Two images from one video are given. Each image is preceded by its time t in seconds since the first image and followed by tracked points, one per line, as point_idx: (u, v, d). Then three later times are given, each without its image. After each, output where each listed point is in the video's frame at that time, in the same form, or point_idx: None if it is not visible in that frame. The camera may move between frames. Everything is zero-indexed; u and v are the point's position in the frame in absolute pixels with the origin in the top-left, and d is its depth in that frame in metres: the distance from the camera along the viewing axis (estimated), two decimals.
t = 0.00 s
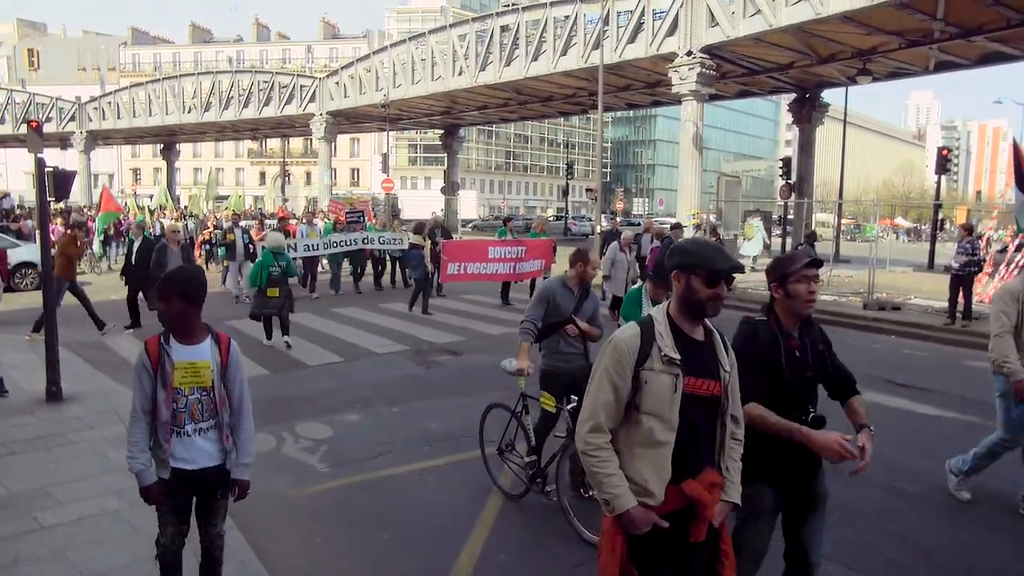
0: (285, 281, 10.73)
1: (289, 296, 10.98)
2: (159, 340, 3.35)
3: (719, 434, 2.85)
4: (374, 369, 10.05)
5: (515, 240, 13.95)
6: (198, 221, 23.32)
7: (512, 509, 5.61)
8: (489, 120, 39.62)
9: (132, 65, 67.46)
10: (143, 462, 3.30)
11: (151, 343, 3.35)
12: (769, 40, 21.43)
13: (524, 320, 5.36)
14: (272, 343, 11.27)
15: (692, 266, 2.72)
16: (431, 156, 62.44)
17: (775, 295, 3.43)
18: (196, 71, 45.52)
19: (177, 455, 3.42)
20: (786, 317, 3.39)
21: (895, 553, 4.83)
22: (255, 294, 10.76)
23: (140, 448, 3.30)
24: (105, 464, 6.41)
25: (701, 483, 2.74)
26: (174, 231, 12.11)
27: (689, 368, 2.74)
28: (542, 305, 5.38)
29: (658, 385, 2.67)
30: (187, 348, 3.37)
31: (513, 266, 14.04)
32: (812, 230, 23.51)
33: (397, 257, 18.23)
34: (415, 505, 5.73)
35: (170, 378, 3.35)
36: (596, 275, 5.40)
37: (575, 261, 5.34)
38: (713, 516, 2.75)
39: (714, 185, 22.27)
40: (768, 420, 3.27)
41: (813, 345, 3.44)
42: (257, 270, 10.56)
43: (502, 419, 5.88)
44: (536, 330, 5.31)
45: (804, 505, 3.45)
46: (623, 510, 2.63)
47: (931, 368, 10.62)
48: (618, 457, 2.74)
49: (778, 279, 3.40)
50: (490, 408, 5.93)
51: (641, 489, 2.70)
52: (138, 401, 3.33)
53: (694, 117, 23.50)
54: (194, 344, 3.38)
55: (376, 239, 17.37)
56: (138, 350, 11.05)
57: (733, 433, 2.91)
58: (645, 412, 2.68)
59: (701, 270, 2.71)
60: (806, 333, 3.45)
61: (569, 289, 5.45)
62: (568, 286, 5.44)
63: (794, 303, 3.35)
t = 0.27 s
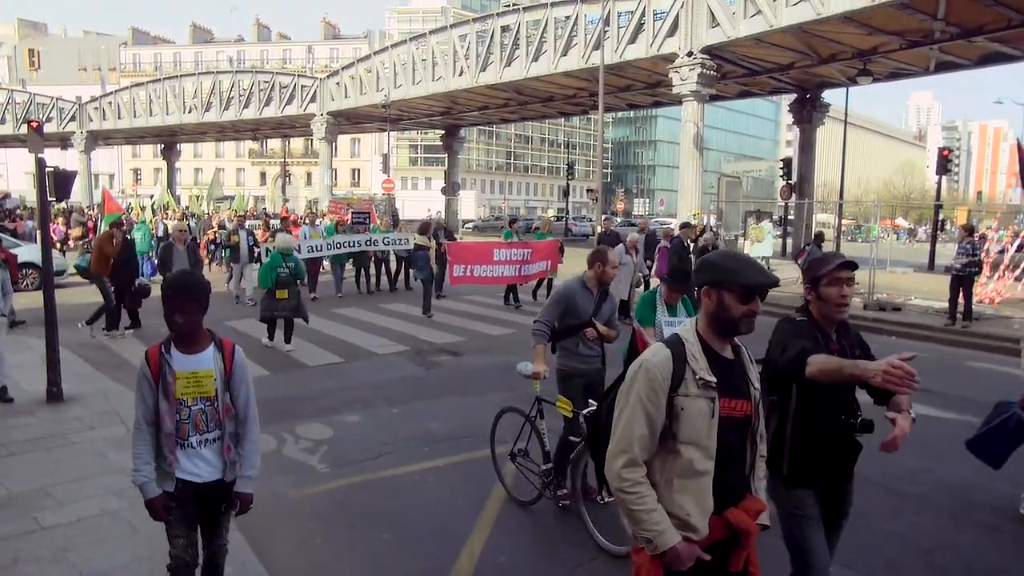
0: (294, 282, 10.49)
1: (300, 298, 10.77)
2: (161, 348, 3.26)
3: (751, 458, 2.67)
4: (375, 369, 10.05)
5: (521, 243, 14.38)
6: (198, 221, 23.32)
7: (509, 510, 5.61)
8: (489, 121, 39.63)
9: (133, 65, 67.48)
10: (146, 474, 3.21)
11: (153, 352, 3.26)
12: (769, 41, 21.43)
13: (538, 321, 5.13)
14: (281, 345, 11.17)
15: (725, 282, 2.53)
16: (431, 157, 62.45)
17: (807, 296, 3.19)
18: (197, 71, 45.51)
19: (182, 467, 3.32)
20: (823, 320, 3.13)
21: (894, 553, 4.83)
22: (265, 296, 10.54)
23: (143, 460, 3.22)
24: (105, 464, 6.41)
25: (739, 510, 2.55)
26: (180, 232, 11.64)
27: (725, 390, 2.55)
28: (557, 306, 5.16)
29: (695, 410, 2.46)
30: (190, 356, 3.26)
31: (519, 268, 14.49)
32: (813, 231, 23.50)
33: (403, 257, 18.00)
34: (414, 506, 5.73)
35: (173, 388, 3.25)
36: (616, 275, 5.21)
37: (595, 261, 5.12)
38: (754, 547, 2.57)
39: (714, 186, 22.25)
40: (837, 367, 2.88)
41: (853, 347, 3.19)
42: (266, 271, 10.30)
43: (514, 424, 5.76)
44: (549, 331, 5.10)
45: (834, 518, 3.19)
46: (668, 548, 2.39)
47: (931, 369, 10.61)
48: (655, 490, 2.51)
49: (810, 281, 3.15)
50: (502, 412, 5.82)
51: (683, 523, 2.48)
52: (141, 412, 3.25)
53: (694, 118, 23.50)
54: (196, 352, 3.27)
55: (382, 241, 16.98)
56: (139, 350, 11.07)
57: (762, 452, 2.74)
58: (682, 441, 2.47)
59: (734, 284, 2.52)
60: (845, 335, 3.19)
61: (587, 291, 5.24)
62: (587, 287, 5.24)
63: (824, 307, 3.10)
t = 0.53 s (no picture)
0: (297, 284, 10.42)
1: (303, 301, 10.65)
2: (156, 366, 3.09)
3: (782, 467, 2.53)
4: (375, 371, 10.06)
5: (527, 244, 14.58)
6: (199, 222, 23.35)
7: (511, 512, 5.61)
8: (490, 122, 39.67)
9: (135, 68, 67.60)
10: (146, 507, 3.01)
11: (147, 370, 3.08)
12: (770, 42, 21.44)
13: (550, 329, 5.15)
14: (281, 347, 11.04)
15: (759, 291, 2.39)
16: (432, 158, 62.52)
17: (837, 313, 3.10)
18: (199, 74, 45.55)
19: (184, 491, 3.16)
20: (858, 334, 3.02)
21: (897, 555, 4.83)
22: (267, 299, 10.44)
23: (143, 485, 3.03)
24: (106, 466, 6.41)
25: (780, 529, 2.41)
26: (185, 235, 11.46)
27: (759, 400, 2.40)
28: (571, 314, 5.14)
29: (733, 427, 2.31)
30: (190, 369, 3.14)
31: (525, 270, 14.50)
32: (814, 232, 23.49)
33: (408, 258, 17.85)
34: (415, 508, 5.72)
35: (174, 408, 3.08)
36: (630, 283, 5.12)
37: (607, 268, 5.07)
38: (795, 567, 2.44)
39: (715, 188, 22.24)
40: (871, 393, 2.71)
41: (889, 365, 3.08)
42: (268, 273, 10.30)
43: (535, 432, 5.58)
44: (564, 338, 5.14)
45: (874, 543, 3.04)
46: None
47: (933, 369, 10.61)
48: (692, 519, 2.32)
49: (838, 296, 3.08)
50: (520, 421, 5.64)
51: (726, 551, 2.32)
52: (136, 439, 3.03)
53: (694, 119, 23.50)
54: (194, 364, 3.15)
55: (386, 242, 16.70)
56: (140, 352, 11.09)
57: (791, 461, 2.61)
58: (723, 461, 2.30)
59: (771, 291, 2.38)
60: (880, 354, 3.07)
61: (602, 298, 5.18)
62: (601, 294, 5.18)
63: (856, 321, 3.01)
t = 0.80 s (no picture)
0: (299, 289, 10.38)
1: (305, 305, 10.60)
2: (164, 373, 2.90)
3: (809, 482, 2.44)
4: (377, 373, 10.06)
5: (533, 247, 14.59)
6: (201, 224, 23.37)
7: (513, 515, 5.59)
8: (491, 124, 39.72)
9: (137, 71, 67.78)
10: (166, 526, 2.77)
11: (156, 378, 2.88)
12: (771, 44, 21.45)
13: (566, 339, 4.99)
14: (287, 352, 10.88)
15: (798, 303, 2.27)
16: (434, 160, 62.60)
17: (876, 317, 2.97)
18: (201, 76, 45.65)
19: (196, 507, 3.01)
20: (896, 340, 2.89)
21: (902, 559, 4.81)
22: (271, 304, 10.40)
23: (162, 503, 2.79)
24: (108, 469, 6.41)
25: (815, 549, 2.31)
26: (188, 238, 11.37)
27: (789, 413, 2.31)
28: (586, 321, 4.98)
29: (766, 445, 2.20)
30: (199, 376, 3.01)
31: (532, 273, 14.60)
32: (816, 234, 23.47)
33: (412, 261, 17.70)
34: (418, 511, 5.71)
35: (186, 417, 2.91)
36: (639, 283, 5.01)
37: (619, 269, 4.94)
38: None
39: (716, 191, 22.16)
40: (909, 414, 2.60)
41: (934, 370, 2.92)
42: (270, 277, 10.23)
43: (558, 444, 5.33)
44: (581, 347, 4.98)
45: (942, 568, 2.84)
46: None
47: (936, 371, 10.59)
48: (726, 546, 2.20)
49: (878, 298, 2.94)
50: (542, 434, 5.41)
51: None
52: (146, 453, 2.80)
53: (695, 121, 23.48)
54: (205, 370, 3.05)
55: (392, 245, 16.76)
56: (142, 355, 11.09)
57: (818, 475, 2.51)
58: (757, 483, 2.20)
59: (815, 302, 2.27)
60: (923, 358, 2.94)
61: (614, 302, 5.03)
62: (613, 296, 5.03)
63: (891, 326, 2.88)
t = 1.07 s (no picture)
0: (303, 292, 10.22)
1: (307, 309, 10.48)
2: (200, 387, 2.75)
3: (846, 504, 2.33)
4: (378, 376, 10.06)
5: (540, 251, 14.61)
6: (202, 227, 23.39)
7: (514, 518, 5.57)
8: (492, 127, 39.74)
9: (139, 74, 67.88)
10: (208, 546, 2.66)
11: (192, 391, 2.72)
12: (772, 47, 21.47)
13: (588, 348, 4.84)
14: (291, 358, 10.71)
15: (840, 313, 2.17)
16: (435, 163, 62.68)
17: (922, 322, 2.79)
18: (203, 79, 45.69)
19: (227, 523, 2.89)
20: (943, 355, 2.70)
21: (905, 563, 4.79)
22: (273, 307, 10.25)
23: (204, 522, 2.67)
24: (109, 472, 6.40)
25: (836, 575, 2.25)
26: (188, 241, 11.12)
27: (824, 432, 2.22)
28: (604, 328, 4.86)
29: (797, 465, 2.13)
30: (230, 391, 2.91)
31: (538, 276, 14.62)
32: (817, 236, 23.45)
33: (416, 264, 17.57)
34: (419, 513, 5.69)
35: (225, 433, 2.79)
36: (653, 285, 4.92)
37: (634, 273, 4.85)
38: None
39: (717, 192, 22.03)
40: (943, 445, 2.49)
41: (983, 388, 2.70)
42: (274, 281, 10.04)
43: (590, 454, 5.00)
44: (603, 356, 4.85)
45: None
46: None
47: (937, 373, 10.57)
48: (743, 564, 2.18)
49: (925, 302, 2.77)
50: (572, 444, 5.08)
51: None
52: (185, 468, 2.63)
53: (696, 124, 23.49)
54: (235, 384, 2.94)
55: (395, 248, 16.73)
56: (143, 358, 11.09)
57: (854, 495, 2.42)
58: (782, 504, 2.14)
59: (852, 312, 2.16)
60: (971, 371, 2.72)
61: (628, 307, 4.96)
62: (628, 301, 4.95)
63: (934, 336, 2.70)
